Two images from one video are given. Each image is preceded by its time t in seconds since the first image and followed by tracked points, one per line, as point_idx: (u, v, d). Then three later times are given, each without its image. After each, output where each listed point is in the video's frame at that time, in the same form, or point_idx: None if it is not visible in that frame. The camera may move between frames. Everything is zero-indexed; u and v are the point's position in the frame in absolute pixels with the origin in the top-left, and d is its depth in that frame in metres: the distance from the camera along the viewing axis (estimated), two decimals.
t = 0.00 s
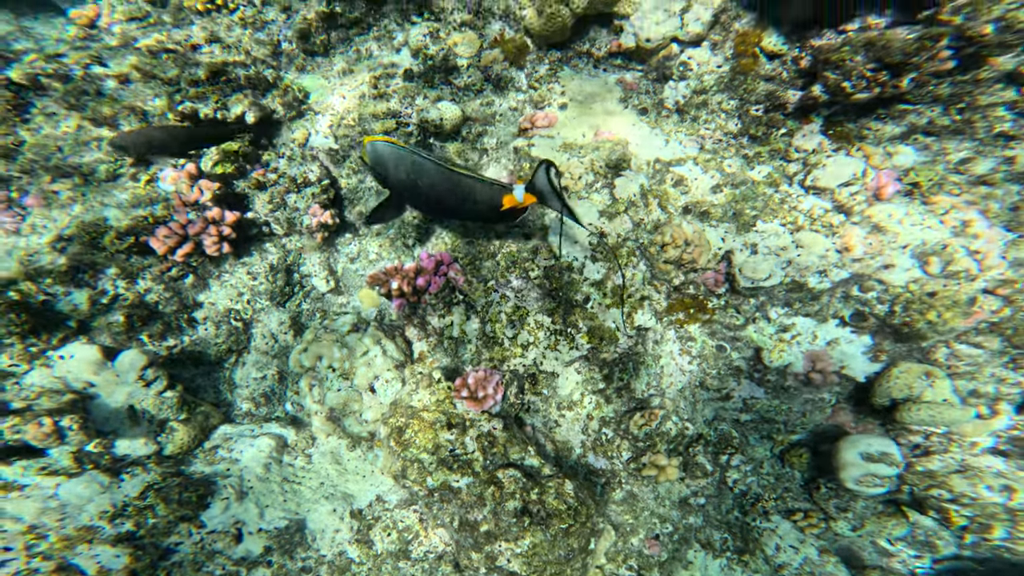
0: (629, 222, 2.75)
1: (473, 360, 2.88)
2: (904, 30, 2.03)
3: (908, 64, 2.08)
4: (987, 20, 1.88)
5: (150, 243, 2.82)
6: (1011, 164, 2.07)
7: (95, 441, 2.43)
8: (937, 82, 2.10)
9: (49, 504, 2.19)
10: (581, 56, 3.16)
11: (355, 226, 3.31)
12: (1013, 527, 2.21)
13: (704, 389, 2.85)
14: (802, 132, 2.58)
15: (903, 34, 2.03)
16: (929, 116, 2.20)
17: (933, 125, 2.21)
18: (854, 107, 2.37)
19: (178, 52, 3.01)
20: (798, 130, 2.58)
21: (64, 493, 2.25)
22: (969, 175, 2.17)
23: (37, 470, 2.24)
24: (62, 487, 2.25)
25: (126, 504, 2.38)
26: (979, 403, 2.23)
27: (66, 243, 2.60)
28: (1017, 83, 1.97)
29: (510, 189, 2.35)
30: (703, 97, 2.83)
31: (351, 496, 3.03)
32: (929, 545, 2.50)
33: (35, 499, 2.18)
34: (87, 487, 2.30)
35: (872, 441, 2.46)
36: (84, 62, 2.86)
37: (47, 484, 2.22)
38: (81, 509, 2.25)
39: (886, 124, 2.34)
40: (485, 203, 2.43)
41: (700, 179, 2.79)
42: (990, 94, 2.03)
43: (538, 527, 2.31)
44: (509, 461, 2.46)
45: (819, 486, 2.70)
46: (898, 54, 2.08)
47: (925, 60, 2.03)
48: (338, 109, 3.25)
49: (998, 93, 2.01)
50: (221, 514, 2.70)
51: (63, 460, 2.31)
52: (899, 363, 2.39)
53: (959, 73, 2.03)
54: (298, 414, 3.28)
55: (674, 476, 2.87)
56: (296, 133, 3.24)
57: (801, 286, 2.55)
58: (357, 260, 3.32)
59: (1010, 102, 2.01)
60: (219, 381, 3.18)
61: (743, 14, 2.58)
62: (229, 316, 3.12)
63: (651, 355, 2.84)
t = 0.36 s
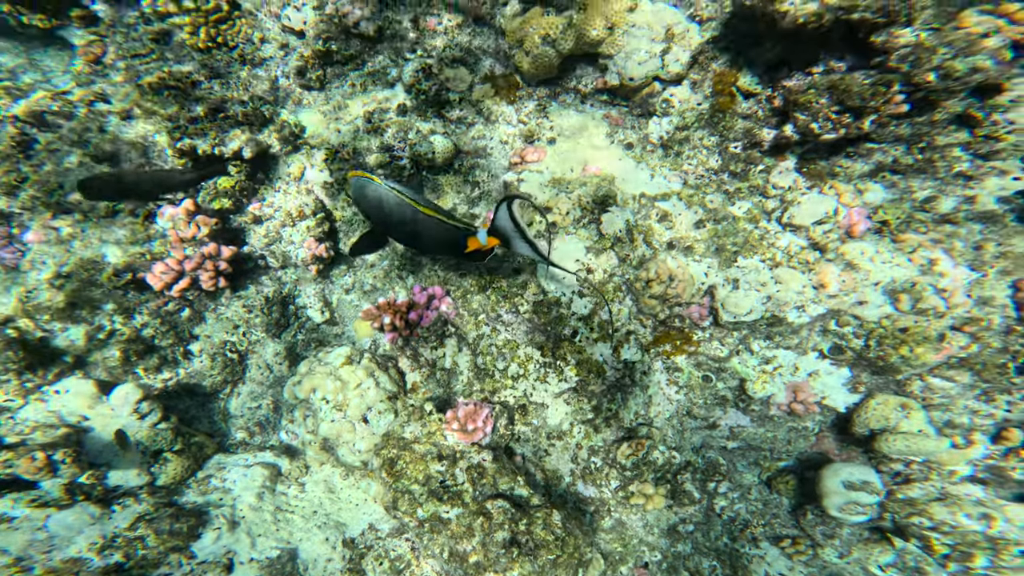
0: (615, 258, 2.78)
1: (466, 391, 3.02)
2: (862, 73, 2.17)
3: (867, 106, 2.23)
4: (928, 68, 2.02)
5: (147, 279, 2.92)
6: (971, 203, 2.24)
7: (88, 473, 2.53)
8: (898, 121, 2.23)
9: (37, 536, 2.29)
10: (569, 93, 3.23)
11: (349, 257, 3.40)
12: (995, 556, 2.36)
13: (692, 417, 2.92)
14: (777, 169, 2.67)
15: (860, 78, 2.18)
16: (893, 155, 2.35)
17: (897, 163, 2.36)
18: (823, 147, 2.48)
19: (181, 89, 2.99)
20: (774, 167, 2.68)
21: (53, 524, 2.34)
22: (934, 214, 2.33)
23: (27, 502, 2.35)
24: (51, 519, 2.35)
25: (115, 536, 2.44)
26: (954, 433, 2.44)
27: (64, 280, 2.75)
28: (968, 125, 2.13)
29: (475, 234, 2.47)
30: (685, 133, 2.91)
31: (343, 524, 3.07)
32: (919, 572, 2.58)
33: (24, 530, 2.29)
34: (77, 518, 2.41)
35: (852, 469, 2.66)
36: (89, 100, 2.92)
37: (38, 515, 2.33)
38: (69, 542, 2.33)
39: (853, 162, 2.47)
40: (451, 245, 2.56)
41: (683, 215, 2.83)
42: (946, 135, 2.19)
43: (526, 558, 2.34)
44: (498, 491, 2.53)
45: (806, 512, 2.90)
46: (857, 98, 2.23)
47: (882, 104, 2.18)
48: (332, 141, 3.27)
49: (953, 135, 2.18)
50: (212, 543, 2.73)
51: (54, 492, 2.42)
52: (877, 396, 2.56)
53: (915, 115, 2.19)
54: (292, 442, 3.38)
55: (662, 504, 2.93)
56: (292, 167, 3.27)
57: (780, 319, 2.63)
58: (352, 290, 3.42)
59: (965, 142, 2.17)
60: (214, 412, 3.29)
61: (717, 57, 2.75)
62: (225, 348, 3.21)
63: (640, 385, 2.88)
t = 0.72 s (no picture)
0: (599, 292, 2.87)
1: (453, 421, 3.10)
2: (834, 108, 2.24)
3: (832, 143, 2.32)
4: (884, 107, 2.14)
5: (135, 312, 2.97)
6: (936, 237, 2.34)
7: (69, 504, 2.64)
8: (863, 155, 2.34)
9: (11, 567, 2.35)
10: (553, 124, 3.26)
11: (340, 287, 3.50)
12: None
13: (677, 444, 3.07)
14: (755, 202, 2.75)
15: (825, 115, 2.27)
16: (863, 189, 2.44)
17: (867, 197, 2.46)
18: (796, 181, 2.58)
19: (170, 120, 2.97)
20: (751, 201, 2.76)
21: (27, 556, 2.41)
22: (904, 248, 2.42)
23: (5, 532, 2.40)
24: (26, 550, 2.41)
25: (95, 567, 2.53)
26: (929, 460, 2.51)
27: (52, 313, 2.80)
28: (929, 161, 2.23)
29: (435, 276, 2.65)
30: (666, 164, 2.97)
31: (330, 552, 3.05)
32: None
33: None
34: (54, 549, 2.49)
35: (832, 495, 2.74)
36: (81, 130, 2.77)
37: (12, 546, 2.39)
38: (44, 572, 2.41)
39: (826, 196, 2.56)
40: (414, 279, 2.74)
41: (665, 248, 2.87)
42: (908, 170, 2.29)
43: None
44: (483, 521, 2.59)
45: (791, 538, 2.93)
46: (822, 135, 2.32)
47: (846, 141, 2.27)
48: (322, 173, 3.41)
49: (915, 169, 2.28)
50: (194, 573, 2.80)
51: (32, 522, 2.49)
52: (854, 424, 2.65)
53: (879, 150, 2.30)
54: (280, 469, 3.42)
55: (647, 532, 2.94)
56: (283, 197, 3.34)
57: (760, 351, 2.67)
58: (342, 318, 3.52)
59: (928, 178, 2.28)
60: (201, 440, 3.45)
61: (694, 91, 2.85)
62: (213, 377, 3.35)
63: (625, 413, 2.98)
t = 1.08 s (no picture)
0: (580, 327, 2.84)
1: (437, 452, 3.10)
2: (806, 143, 2.32)
3: (802, 180, 2.40)
4: (850, 144, 2.22)
5: (115, 345, 2.97)
6: (908, 272, 2.38)
7: (37, 536, 2.74)
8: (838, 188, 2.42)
9: None
10: (536, 154, 3.31)
11: (325, 317, 3.48)
12: None
13: (661, 473, 3.07)
14: (733, 236, 2.80)
15: (796, 150, 2.35)
16: (837, 223, 2.52)
17: (841, 231, 2.53)
18: (773, 217, 2.65)
19: (156, 150, 3.04)
20: (730, 235, 2.81)
21: None
22: (876, 282, 2.46)
23: None
24: None
25: None
26: (908, 489, 2.52)
27: (31, 347, 2.82)
28: (897, 195, 2.31)
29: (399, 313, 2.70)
30: (648, 197, 3.02)
31: None
32: None
33: None
34: None
35: (813, 525, 2.77)
36: (66, 161, 2.92)
37: None
38: None
39: (802, 229, 2.63)
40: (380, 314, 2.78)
41: (647, 282, 2.91)
42: (880, 205, 2.37)
43: None
44: (463, 557, 2.67)
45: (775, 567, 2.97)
46: (793, 173, 2.40)
47: (815, 178, 2.35)
48: (308, 203, 3.41)
49: (886, 205, 2.36)
50: None
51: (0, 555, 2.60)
52: (832, 455, 2.68)
53: (849, 185, 2.37)
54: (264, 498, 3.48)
55: (631, 565, 2.91)
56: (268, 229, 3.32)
57: (739, 385, 2.74)
58: (329, 348, 3.52)
59: (897, 214, 2.35)
60: (183, 470, 3.39)
61: (674, 123, 2.91)
62: (196, 409, 3.34)
63: (608, 443, 2.94)
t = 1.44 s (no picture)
0: (559, 368, 3.00)
1: (419, 490, 3.10)
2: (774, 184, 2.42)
3: (772, 224, 2.45)
4: (815, 188, 2.32)
5: (87, 386, 2.93)
6: (877, 312, 2.49)
7: None
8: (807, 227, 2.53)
9: None
10: (519, 191, 3.31)
11: (309, 353, 3.48)
12: None
13: (644, 508, 3.02)
14: (711, 276, 2.83)
15: (765, 194, 2.42)
16: (809, 263, 2.60)
17: (813, 271, 2.60)
18: (749, 257, 2.70)
19: (136, 185, 3.06)
20: (708, 275, 2.84)
21: None
22: (848, 322, 2.56)
23: None
24: None
25: None
26: (884, 524, 2.58)
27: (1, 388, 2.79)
28: (864, 237, 2.42)
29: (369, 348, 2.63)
30: (628, 235, 3.04)
31: None
32: None
33: None
34: None
35: (795, 563, 2.70)
36: (43, 199, 2.88)
37: None
38: None
39: (777, 269, 2.68)
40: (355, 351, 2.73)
41: (626, 322, 3.00)
42: (849, 245, 2.48)
43: None
44: None
45: None
46: (763, 217, 2.45)
47: (784, 221, 2.41)
48: (291, 241, 3.46)
49: (854, 245, 2.47)
50: None
51: None
52: (810, 491, 2.69)
53: (819, 228, 2.48)
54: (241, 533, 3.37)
55: None
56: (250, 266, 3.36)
57: (718, 423, 2.79)
58: (313, 384, 3.54)
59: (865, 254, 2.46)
60: (157, 506, 3.35)
61: (652, 160, 2.95)
62: (173, 445, 3.32)
63: (591, 480, 3.01)
